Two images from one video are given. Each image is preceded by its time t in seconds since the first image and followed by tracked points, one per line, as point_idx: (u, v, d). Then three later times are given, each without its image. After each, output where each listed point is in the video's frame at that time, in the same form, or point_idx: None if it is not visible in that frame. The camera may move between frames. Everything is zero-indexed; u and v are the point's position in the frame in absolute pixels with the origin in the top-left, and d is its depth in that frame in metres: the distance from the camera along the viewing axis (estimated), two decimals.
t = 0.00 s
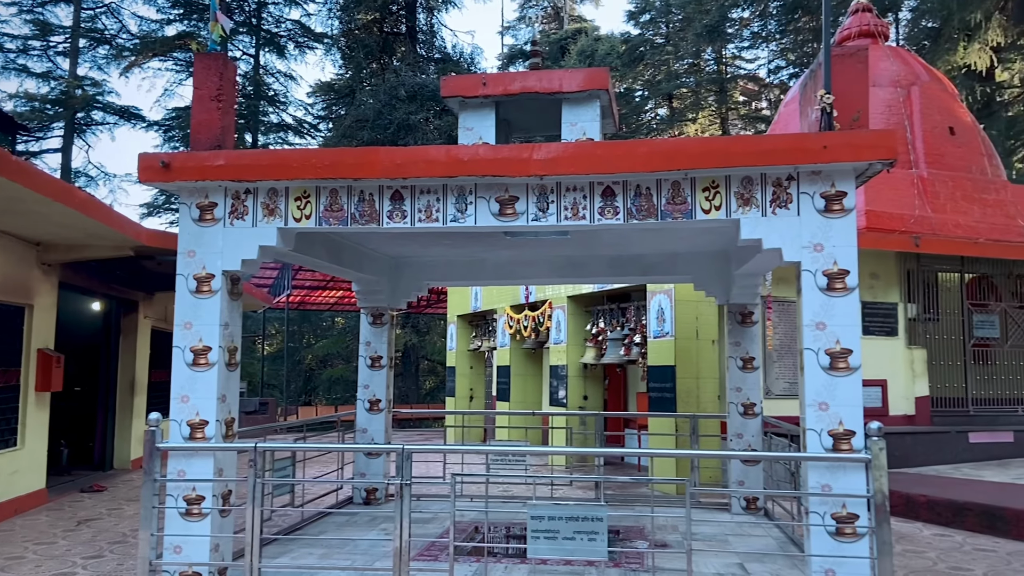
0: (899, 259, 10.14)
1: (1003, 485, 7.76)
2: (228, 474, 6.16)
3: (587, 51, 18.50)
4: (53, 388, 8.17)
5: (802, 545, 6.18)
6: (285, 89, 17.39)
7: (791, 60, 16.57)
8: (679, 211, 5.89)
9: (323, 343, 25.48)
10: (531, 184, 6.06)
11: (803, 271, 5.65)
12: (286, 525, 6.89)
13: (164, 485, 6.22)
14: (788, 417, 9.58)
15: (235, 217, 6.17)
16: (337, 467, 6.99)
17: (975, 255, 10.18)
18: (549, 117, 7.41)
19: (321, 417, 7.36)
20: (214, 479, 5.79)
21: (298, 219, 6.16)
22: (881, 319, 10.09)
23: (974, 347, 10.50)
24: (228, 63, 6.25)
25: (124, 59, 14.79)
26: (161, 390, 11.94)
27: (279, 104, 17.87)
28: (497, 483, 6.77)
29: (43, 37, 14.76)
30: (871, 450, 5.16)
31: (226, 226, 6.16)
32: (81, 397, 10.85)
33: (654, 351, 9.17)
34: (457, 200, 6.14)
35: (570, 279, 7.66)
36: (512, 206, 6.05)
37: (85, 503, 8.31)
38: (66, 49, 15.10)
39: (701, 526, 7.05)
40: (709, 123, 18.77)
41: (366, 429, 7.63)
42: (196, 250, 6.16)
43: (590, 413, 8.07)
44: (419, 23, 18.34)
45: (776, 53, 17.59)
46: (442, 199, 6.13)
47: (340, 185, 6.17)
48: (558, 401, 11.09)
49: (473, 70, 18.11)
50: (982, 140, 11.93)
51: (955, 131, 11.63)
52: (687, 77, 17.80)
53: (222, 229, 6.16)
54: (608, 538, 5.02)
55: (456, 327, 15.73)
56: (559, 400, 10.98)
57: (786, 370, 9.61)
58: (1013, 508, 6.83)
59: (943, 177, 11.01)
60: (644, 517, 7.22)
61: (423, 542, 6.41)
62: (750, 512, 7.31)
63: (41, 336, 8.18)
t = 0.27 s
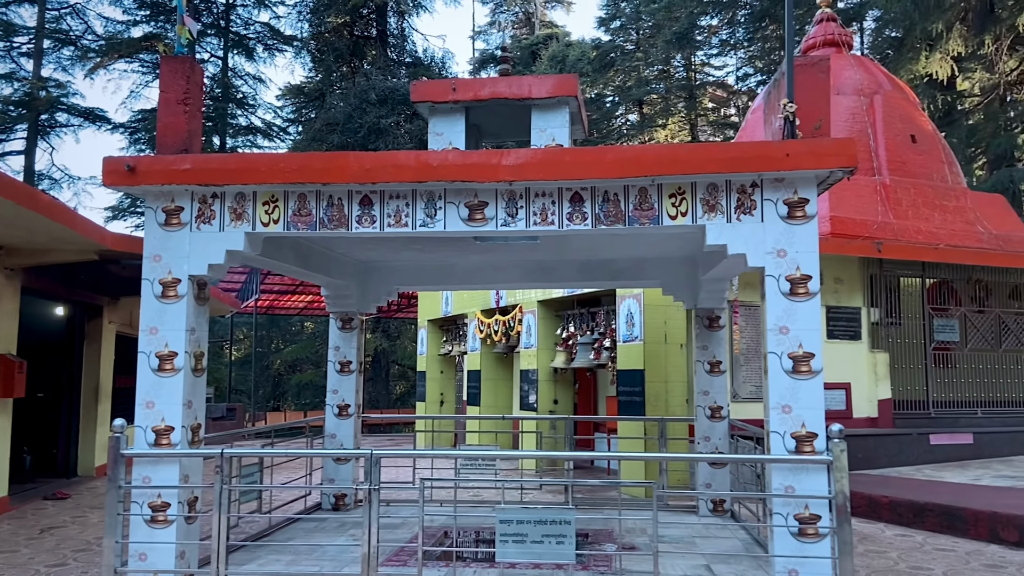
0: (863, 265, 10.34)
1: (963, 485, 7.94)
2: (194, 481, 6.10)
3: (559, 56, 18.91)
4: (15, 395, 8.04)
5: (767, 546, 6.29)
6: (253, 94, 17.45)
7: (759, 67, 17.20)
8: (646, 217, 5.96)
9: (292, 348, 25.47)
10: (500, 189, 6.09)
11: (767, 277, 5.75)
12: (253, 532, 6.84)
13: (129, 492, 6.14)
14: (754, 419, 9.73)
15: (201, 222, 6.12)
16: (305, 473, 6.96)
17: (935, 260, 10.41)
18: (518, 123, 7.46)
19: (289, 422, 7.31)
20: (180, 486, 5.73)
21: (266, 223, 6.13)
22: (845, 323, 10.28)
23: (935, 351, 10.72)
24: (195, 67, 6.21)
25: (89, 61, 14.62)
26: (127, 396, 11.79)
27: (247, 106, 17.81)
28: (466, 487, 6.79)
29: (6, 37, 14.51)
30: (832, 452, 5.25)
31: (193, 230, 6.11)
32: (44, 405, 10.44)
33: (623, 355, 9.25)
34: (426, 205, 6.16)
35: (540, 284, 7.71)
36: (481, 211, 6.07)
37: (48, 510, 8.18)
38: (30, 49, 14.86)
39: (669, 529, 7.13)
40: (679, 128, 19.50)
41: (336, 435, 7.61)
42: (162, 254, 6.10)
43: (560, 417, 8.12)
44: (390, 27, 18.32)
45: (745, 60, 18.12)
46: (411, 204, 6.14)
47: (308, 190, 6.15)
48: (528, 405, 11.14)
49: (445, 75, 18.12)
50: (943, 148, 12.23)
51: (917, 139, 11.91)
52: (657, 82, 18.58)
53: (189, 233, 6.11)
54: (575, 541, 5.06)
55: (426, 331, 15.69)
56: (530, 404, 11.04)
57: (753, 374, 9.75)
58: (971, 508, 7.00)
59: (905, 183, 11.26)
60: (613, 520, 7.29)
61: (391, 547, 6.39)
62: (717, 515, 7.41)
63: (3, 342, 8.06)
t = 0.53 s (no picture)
0: (830, 270, 10.53)
1: (927, 487, 8.11)
2: (164, 487, 6.06)
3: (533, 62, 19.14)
4: None
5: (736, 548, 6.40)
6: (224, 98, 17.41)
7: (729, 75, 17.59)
8: (616, 223, 6.02)
9: (263, 354, 25.34)
10: (472, 196, 6.12)
11: (734, 283, 5.84)
12: (223, 538, 6.81)
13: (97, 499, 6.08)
14: (724, 423, 9.86)
15: (172, 227, 6.08)
16: (277, 479, 6.95)
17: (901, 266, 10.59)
18: (490, 130, 7.51)
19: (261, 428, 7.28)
20: (149, 493, 5.69)
21: (237, 229, 6.11)
22: (813, 328, 10.45)
23: (901, 355, 10.89)
24: (166, 72, 6.18)
25: (58, 64, 14.47)
26: (96, 401, 11.66)
27: (219, 110, 17.72)
28: (438, 492, 6.81)
29: None
30: (798, 454, 5.34)
31: (163, 235, 6.07)
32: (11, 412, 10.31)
33: (596, 360, 9.33)
34: (398, 211, 6.16)
35: (512, 290, 7.76)
36: (453, 217, 6.09)
37: (14, 518, 8.06)
38: None
39: (639, 532, 7.20)
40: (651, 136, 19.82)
41: (307, 440, 7.60)
42: (132, 260, 6.07)
43: (532, 422, 8.16)
44: (363, 31, 18.30)
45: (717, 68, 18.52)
46: (383, 210, 6.13)
47: (280, 196, 6.13)
48: (501, 409, 11.19)
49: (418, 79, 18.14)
50: (907, 155, 12.49)
51: (882, 147, 12.16)
52: (630, 89, 18.89)
53: (159, 238, 6.07)
54: (546, 544, 5.11)
55: (399, 336, 15.58)
56: (503, 409, 11.09)
57: (723, 378, 9.87)
58: (935, 509, 7.16)
59: (871, 191, 11.49)
60: (584, 523, 7.35)
61: (362, 553, 6.38)
62: (687, 517, 7.49)
63: None
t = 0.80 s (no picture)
0: (801, 276, 10.69)
1: (896, 489, 8.25)
2: (136, 495, 6.02)
3: (509, 68, 19.32)
4: None
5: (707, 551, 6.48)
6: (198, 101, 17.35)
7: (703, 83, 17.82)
8: (589, 230, 6.08)
9: (237, 360, 25.17)
10: (446, 203, 6.16)
11: (704, 289, 5.92)
12: (196, 546, 6.77)
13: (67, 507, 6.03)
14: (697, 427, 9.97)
15: (144, 233, 6.06)
16: (251, 486, 6.93)
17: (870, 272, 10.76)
18: (465, 137, 7.54)
19: (235, 435, 7.26)
20: (121, 501, 5.66)
21: (210, 235, 6.09)
22: (784, 333, 10.59)
23: (870, 359, 11.07)
24: (138, 78, 6.12)
25: (28, 67, 14.33)
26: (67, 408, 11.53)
27: (192, 114, 17.63)
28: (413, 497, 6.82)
29: None
30: (767, 458, 5.43)
31: (136, 242, 6.04)
32: None
33: (571, 365, 9.39)
34: (373, 218, 6.18)
35: (488, 295, 7.80)
36: (428, 224, 6.12)
37: None
38: None
39: (613, 536, 7.26)
40: (627, 141, 20.06)
41: (281, 447, 7.59)
42: (103, 266, 6.03)
43: (508, 427, 8.21)
44: (339, 36, 18.30)
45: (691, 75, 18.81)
46: (357, 217, 6.14)
47: (253, 202, 6.13)
48: (477, 414, 11.22)
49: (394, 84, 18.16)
50: (876, 163, 12.72)
51: (852, 154, 12.37)
52: (606, 95, 19.10)
53: (131, 244, 6.04)
54: (518, 549, 5.15)
55: (375, 342, 15.64)
56: (479, 414, 11.12)
57: (696, 383, 9.98)
58: (902, 510, 7.29)
59: (841, 198, 11.66)
60: (559, 528, 7.40)
61: (335, 560, 6.36)
62: (661, 521, 7.58)
63: None
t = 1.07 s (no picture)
0: (776, 281, 10.79)
1: (869, 491, 8.35)
2: (108, 503, 5.98)
3: (491, 73, 19.53)
4: None
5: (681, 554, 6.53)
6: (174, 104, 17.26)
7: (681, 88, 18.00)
8: (563, 237, 6.11)
9: (214, 366, 25.03)
10: (421, 209, 6.16)
11: (677, 295, 5.97)
12: (170, 554, 6.72)
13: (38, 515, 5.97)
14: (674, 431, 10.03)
15: (116, 240, 6.02)
16: (226, 493, 6.91)
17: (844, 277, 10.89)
18: (441, 143, 7.56)
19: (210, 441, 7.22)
20: (92, 508, 5.62)
21: (183, 242, 6.07)
22: (760, 337, 10.68)
23: (845, 363, 11.19)
24: (110, 83, 6.11)
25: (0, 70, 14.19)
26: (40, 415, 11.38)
27: (168, 117, 17.53)
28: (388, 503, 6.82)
29: None
30: (739, 461, 5.48)
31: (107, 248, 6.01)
32: None
33: (549, 369, 9.42)
34: (348, 224, 6.17)
35: (464, 301, 7.82)
36: (403, 230, 6.12)
37: None
38: None
39: (589, 540, 7.28)
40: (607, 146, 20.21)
41: (257, 453, 7.58)
42: (74, 273, 5.99)
43: (486, 432, 8.22)
44: (317, 40, 18.27)
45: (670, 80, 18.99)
46: (332, 223, 6.14)
47: (227, 208, 6.11)
48: (455, 420, 11.21)
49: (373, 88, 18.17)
50: (851, 169, 12.88)
51: (827, 160, 12.52)
52: (586, 99, 19.28)
53: (103, 251, 6.01)
54: (494, 554, 5.15)
55: (353, 347, 15.62)
56: (457, 420, 11.11)
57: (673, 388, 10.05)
58: (874, 513, 7.38)
59: (816, 204, 11.79)
60: (536, 533, 7.42)
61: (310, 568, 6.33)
62: (637, 525, 7.61)
63: None
